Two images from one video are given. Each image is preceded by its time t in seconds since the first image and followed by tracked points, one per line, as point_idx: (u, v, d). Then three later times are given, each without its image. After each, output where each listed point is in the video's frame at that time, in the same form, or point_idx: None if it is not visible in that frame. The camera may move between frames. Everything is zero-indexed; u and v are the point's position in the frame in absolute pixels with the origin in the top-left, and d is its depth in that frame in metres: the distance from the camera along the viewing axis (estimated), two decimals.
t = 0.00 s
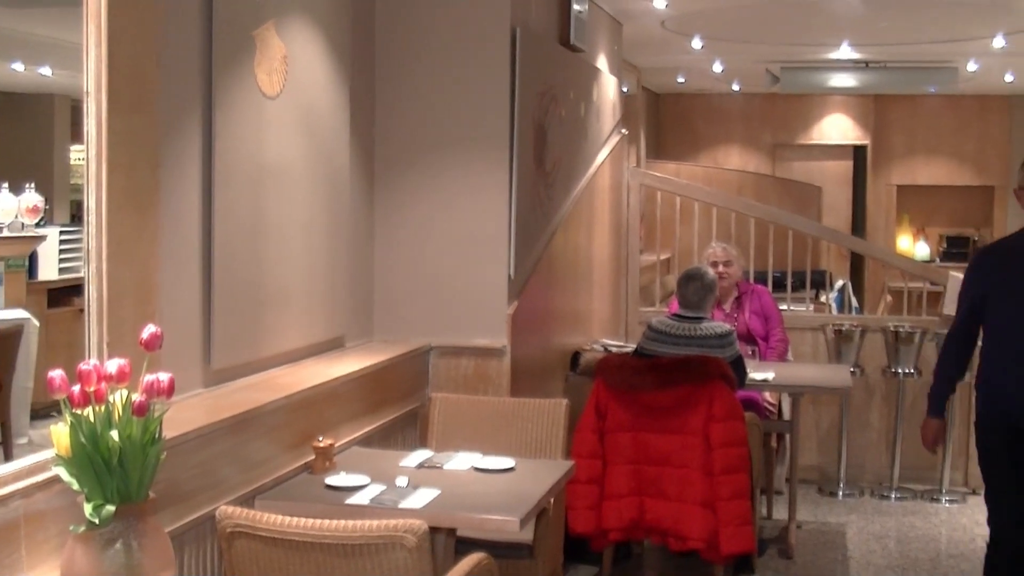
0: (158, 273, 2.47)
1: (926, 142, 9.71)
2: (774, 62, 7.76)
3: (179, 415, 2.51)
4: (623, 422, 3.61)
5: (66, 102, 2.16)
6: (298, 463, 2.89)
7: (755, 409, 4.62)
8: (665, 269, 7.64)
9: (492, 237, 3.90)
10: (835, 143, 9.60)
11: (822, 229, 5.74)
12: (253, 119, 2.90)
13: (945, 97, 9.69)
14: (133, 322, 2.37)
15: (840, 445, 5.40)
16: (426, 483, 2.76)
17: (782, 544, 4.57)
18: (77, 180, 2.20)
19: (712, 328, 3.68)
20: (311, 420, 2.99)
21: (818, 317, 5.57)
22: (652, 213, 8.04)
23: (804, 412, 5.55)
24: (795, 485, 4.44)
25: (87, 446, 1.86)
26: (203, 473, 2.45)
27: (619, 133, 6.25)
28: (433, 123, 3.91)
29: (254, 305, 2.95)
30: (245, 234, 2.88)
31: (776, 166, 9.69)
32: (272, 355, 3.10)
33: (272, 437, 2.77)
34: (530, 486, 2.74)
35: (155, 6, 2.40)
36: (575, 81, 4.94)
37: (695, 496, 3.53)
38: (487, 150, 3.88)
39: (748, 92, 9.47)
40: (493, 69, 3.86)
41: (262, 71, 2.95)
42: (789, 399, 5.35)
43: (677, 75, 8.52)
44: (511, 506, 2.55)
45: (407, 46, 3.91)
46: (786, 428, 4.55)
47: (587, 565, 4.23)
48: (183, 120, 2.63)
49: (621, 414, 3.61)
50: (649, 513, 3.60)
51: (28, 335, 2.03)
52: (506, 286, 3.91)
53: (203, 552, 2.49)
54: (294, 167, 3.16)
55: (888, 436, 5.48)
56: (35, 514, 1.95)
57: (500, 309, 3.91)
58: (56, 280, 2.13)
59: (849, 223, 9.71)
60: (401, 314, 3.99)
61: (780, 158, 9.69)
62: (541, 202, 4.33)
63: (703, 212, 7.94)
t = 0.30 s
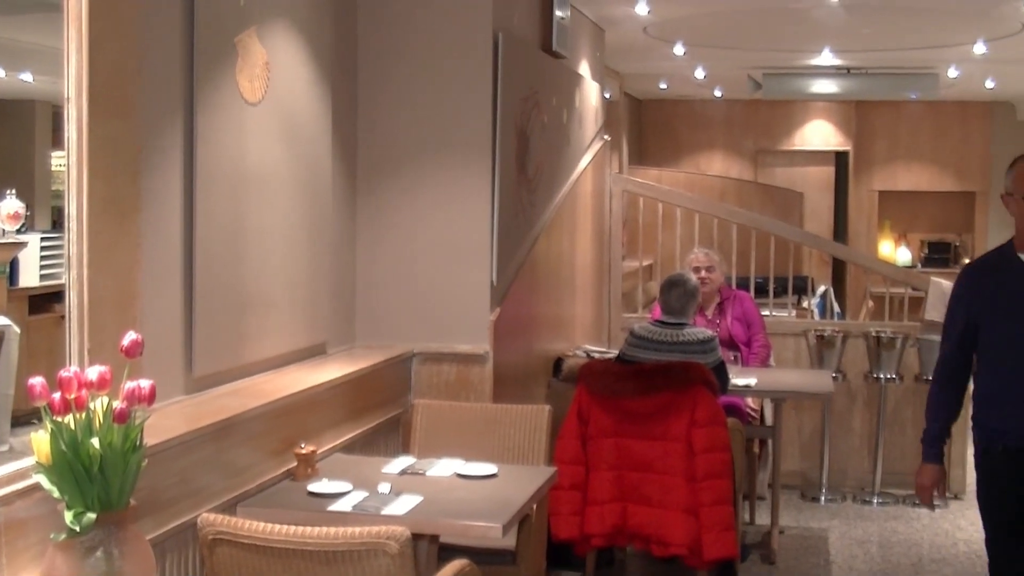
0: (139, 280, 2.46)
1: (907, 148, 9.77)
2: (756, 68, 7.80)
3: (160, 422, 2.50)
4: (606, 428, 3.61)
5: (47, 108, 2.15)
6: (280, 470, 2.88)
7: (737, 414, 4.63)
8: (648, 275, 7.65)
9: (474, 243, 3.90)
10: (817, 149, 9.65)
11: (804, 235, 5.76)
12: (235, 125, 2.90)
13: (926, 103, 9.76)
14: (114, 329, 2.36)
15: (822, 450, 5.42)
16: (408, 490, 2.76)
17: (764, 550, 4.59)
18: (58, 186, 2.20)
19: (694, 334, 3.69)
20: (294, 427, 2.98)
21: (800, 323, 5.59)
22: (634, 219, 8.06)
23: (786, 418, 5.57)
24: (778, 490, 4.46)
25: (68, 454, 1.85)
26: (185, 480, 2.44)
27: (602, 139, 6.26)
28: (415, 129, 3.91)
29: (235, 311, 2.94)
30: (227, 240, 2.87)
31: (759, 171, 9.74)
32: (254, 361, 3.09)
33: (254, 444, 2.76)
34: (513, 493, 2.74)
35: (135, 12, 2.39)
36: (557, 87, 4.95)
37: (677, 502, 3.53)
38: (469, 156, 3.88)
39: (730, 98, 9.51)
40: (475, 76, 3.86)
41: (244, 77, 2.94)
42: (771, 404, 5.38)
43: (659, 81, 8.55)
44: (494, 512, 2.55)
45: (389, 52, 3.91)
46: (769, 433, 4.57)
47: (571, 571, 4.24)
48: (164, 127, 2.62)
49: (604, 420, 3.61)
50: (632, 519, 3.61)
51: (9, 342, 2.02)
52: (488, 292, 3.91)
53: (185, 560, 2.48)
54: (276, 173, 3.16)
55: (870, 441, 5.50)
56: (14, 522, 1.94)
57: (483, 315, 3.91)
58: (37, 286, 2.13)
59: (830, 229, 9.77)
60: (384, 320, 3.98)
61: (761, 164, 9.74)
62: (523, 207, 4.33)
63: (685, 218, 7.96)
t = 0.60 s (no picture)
0: (119, 284, 2.45)
1: (885, 151, 9.84)
2: (736, 71, 7.85)
3: (140, 426, 2.49)
4: (586, 430, 3.61)
5: (27, 112, 2.18)
6: (259, 473, 2.88)
7: (718, 417, 4.65)
8: (628, 278, 7.67)
9: (454, 246, 3.90)
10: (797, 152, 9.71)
11: (784, 238, 5.79)
12: (214, 128, 2.89)
13: (905, 106, 9.83)
14: (93, 333, 2.35)
15: (803, 452, 5.45)
16: (389, 493, 2.76)
17: (745, 552, 4.61)
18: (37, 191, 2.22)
19: (675, 337, 3.71)
20: (274, 430, 2.97)
21: (781, 325, 5.62)
22: (615, 222, 8.08)
23: (767, 420, 5.60)
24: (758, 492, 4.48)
25: (46, 458, 1.84)
26: (165, 484, 2.43)
27: (582, 142, 6.27)
28: (395, 132, 3.91)
29: (216, 315, 2.93)
30: (206, 244, 2.86)
31: (739, 174, 9.79)
32: (234, 364, 3.08)
33: (234, 448, 2.75)
34: (493, 496, 2.74)
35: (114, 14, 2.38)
36: (537, 90, 4.96)
37: (658, 505, 3.54)
38: (450, 159, 3.88)
39: (710, 101, 9.56)
40: (455, 78, 3.86)
41: (223, 79, 2.93)
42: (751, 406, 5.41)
43: (639, 84, 8.58)
44: (475, 515, 2.55)
45: (368, 55, 3.91)
46: (749, 436, 4.59)
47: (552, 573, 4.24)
48: (143, 130, 2.61)
49: (584, 423, 3.61)
50: (613, 521, 3.61)
51: None
52: (469, 295, 3.91)
53: (165, 565, 2.47)
54: (256, 176, 3.15)
55: (850, 443, 5.54)
56: None
57: (464, 318, 3.91)
58: (16, 290, 2.17)
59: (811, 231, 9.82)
60: (364, 324, 3.98)
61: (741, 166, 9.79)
62: (503, 211, 4.34)
63: (665, 221, 7.99)
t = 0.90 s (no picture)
0: (95, 290, 2.44)
1: (861, 155, 9.91)
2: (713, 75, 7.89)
3: (117, 431, 2.48)
4: (564, 434, 3.61)
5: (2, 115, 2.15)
6: (237, 478, 2.87)
7: (696, 420, 4.67)
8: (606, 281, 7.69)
9: (432, 250, 3.90)
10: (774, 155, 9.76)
11: (762, 241, 5.82)
12: (191, 132, 2.88)
13: (882, 110, 9.90)
14: (69, 339, 2.33)
15: (780, 455, 5.48)
16: (366, 497, 2.75)
17: (723, 555, 4.63)
18: (13, 195, 2.20)
19: (652, 340, 3.72)
20: (252, 435, 2.97)
21: (758, 329, 5.65)
22: (593, 226, 8.10)
23: (745, 423, 5.63)
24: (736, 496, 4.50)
25: (21, 463, 1.84)
26: (141, 489, 2.42)
27: (560, 146, 6.29)
28: (373, 136, 3.91)
29: (193, 319, 2.92)
30: (183, 248, 2.85)
31: (716, 178, 9.83)
32: (212, 369, 3.07)
33: (211, 453, 2.75)
34: (471, 500, 2.74)
35: (91, 18, 2.38)
36: (515, 94, 4.97)
37: (636, 508, 3.55)
38: (428, 164, 3.88)
39: (687, 104, 9.61)
40: (432, 82, 3.86)
41: (200, 83, 2.93)
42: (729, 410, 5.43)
43: (617, 88, 8.61)
44: (453, 520, 2.55)
45: (345, 59, 3.91)
46: (727, 439, 4.61)
47: None
48: (119, 134, 2.60)
49: (562, 427, 3.61)
50: (591, 524, 3.62)
51: None
52: (447, 299, 3.91)
53: (141, 570, 2.45)
54: (233, 180, 3.14)
55: (827, 446, 5.57)
56: None
57: (442, 322, 3.91)
58: None
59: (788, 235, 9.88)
60: (342, 328, 3.98)
61: (719, 170, 9.83)
62: (480, 214, 4.34)
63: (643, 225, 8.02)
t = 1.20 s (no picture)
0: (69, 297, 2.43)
1: (835, 162, 10.00)
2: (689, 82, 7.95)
3: (90, 439, 2.47)
4: (540, 441, 3.57)
5: None
6: (211, 486, 2.85)
7: (672, 426, 4.69)
8: (582, 288, 7.71)
9: (407, 257, 3.91)
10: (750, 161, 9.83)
11: (737, 248, 5.85)
12: (165, 138, 2.87)
13: (856, 117, 9.99)
14: (43, 346, 2.32)
15: (756, 461, 5.52)
16: (342, 505, 2.75)
17: (700, 561, 4.65)
18: None
19: (628, 346, 3.75)
20: (226, 443, 2.96)
21: (733, 335, 5.69)
22: (569, 233, 8.12)
23: (721, 430, 5.66)
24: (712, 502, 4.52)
25: None
26: (115, 497, 2.41)
27: (536, 152, 6.31)
28: (348, 143, 3.91)
29: (167, 327, 2.91)
30: (158, 254, 2.85)
31: (692, 185, 9.88)
32: (186, 376, 3.06)
33: (185, 460, 2.73)
34: (448, 507, 2.74)
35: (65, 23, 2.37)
36: (491, 101, 4.98)
37: (612, 515, 3.51)
38: (403, 170, 3.89)
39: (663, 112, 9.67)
40: (408, 88, 3.86)
41: (175, 89, 2.92)
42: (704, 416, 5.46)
43: (593, 95, 8.65)
44: (429, 527, 2.55)
45: (320, 66, 3.91)
46: (703, 445, 4.63)
47: None
48: (93, 141, 2.59)
49: (538, 433, 3.57)
50: (567, 531, 3.57)
51: None
52: (422, 305, 3.92)
53: None
54: (208, 186, 3.14)
55: (803, 452, 5.60)
56: None
57: (417, 329, 3.91)
58: None
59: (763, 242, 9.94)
60: (317, 335, 3.97)
61: (695, 177, 9.88)
62: (456, 221, 4.34)
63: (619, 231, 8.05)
